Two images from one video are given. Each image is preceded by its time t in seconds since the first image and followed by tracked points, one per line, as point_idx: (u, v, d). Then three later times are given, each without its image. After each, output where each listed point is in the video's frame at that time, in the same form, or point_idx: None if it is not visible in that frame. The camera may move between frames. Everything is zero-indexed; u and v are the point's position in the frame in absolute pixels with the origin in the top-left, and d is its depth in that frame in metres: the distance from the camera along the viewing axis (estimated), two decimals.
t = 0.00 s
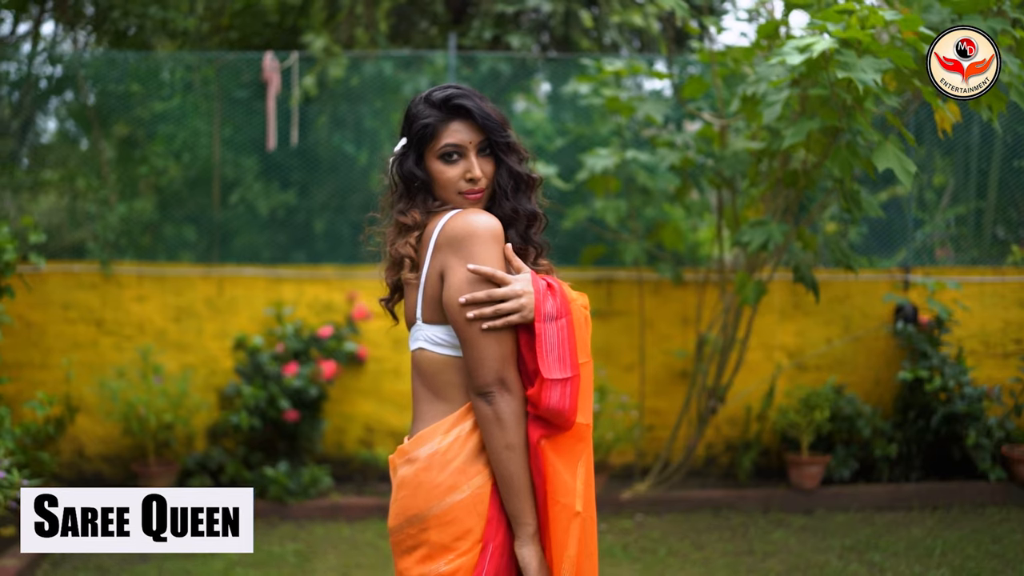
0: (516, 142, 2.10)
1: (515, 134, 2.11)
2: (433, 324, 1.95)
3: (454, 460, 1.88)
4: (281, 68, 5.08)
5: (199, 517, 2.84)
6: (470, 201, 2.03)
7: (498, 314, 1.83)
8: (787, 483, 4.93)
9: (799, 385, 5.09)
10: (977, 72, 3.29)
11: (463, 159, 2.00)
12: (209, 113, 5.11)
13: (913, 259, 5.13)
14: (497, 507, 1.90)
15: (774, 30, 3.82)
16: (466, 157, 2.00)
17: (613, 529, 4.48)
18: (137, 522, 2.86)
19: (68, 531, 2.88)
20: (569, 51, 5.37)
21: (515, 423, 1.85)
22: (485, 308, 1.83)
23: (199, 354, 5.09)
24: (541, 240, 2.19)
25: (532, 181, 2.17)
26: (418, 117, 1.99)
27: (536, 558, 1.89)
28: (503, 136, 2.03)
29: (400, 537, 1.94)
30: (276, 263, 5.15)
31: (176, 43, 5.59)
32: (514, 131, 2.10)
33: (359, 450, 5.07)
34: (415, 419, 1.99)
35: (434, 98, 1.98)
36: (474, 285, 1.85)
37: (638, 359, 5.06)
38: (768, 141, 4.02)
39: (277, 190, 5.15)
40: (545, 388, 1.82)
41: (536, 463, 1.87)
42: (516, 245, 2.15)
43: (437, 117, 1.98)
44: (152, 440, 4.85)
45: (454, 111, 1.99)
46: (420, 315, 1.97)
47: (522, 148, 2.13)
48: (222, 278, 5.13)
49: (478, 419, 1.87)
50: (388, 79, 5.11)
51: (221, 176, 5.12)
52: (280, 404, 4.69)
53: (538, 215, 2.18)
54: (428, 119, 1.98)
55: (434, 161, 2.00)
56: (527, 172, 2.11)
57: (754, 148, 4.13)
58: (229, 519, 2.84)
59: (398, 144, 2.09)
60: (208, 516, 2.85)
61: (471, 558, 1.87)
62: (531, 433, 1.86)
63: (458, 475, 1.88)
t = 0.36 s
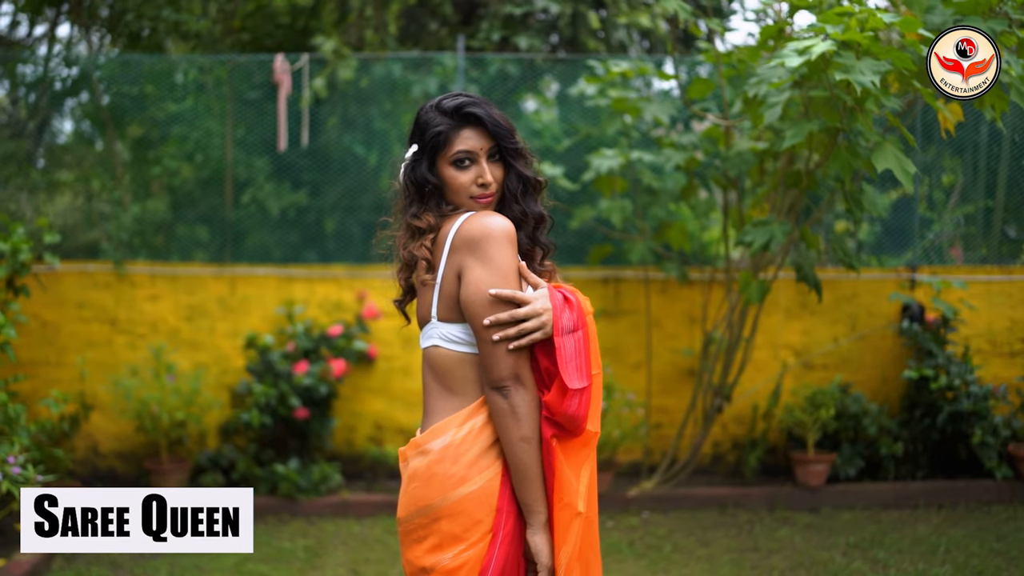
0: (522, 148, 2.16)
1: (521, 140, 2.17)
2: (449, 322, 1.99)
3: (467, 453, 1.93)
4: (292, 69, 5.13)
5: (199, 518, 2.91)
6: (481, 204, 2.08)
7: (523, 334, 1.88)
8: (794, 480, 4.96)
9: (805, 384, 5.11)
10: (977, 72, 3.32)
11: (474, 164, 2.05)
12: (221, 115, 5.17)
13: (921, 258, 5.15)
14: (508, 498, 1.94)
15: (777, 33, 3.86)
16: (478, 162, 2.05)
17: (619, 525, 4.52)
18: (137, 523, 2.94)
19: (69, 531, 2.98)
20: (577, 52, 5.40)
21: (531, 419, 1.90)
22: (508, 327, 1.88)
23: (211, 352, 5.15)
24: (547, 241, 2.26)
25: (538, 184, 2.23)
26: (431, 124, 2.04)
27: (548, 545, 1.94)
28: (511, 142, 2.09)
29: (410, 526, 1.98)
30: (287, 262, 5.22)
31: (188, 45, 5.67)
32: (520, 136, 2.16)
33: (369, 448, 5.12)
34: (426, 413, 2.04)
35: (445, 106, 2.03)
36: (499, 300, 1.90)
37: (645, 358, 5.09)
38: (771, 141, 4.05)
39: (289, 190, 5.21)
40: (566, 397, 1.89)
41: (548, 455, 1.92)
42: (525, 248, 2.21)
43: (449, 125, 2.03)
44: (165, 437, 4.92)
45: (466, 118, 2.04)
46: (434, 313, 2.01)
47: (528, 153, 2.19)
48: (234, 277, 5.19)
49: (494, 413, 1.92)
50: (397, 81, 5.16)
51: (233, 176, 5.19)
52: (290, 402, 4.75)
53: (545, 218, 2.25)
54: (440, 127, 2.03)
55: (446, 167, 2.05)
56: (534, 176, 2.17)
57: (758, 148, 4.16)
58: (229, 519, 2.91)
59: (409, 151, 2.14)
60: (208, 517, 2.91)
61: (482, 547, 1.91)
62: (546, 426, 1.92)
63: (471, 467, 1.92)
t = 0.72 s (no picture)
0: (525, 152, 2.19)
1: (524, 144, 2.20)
2: (454, 320, 2.01)
3: (469, 444, 1.94)
4: (302, 71, 5.18)
5: (199, 518, 2.93)
6: (486, 207, 2.11)
7: (533, 360, 1.90)
8: (801, 480, 4.96)
9: (812, 383, 5.11)
10: (977, 72, 3.38)
11: (480, 168, 2.08)
12: (232, 116, 5.22)
13: (929, 258, 5.13)
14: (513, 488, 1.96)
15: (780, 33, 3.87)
16: (483, 166, 2.08)
17: (625, 524, 4.55)
18: (136, 523, 2.95)
19: (70, 531, 3.00)
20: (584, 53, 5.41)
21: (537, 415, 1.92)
22: (517, 351, 1.90)
23: (222, 351, 5.20)
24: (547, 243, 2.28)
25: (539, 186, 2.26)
26: (437, 129, 2.07)
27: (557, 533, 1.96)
28: (516, 147, 2.12)
29: (412, 516, 1.99)
30: (298, 262, 5.26)
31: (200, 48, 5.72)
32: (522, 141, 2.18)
33: (378, 446, 5.16)
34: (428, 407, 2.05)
35: (453, 111, 2.06)
36: (506, 315, 1.91)
37: (652, 357, 5.11)
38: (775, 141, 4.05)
39: (300, 191, 5.25)
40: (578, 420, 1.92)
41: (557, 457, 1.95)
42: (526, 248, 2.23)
43: (455, 130, 2.06)
44: (177, 435, 4.97)
45: (472, 123, 2.07)
46: (440, 311, 2.02)
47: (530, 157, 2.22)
48: (244, 277, 5.24)
49: (499, 406, 1.94)
50: (406, 82, 5.20)
51: (245, 177, 5.23)
52: (299, 401, 4.80)
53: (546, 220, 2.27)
54: (447, 132, 2.06)
55: (453, 171, 2.08)
56: (536, 179, 2.21)
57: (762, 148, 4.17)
58: (230, 519, 2.93)
59: (415, 154, 2.17)
60: (208, 517, 2.93)
61: (487, 536, 1.92)
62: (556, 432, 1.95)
63: (472, 458, 1.93)
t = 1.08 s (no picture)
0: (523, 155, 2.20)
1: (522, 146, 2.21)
2: (450, 316, 2.00)
3: (464, 434, 1.93)
4: (311, 72, 5.22)
5: (198, 517, 2.93)
6: (484, 209, 2.14)
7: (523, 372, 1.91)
8: (808, 479, 4.96)
9: (820, 383, 5.11)
10: (977, 72, 3.45)
11: (477, 172, 2.10)
12: (245, 117, 5.27)
13: (938, 257, 5.12)
14: (511, 478, 1.95)
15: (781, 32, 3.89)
16: (480, 170, 2.10)
17: (631, 522, 4.56)
18: (136, 522, 2.96)
19: (69, 531, 2.99)
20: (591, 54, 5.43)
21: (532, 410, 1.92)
22: (509, 363, 1.91)
23: (232, 349, 5.24)
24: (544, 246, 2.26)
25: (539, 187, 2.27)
26: (435, 133, 2.09)
27: (555, 522, 1.96)
28: (513, 150, 2.13)
29: (411, 506, 1.98)
30: (308, 261, 5.30)
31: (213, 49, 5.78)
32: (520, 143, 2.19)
33: (386, 444, 5.20)
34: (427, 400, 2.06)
35: (450, 116, 2.08)
36: (495, 322, 1.91)
37: (660, 357, 5.12)
38: (777, 138, 4.05)
39: (311, 190, 5.29)
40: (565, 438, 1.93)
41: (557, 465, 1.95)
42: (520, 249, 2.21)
43: (453, 135, 2.08)
44: (187, 432, 5.02)
45: (468, 127, 2.08)
46: (437, 308, 2.02)
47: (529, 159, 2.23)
48: (255, 276, 5.28)
49: (495, 399, 1.94)
50: (415, 82, 5.23)
51: (257, 177, 5.28)
52: (307, 399, 4.85)
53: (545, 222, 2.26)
54: (445, 136, 2.08)
55: (450, 174, 2.10)
56: (535, 181, 2.22)
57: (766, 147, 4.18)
58: (228, 520, 2.91)
59: (416, 157, 2.19)
60: (207, 517, 2.93)
61: (484, 523, 1.92)
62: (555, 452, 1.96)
63: (467, 447, 1.93)
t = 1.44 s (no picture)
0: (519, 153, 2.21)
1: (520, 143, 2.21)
2: (441, 308, 2.03)
3: (452, 420, 1.96)
4: (322, 71, 5.27)
5: (199, 517, 2.83)
6: (478, 206, 2.16)
7: (505, 373, 1.93)
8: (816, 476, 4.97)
9: (828, 379, 5.11)
10: (976, 72, 3.46)
11: (471, 169, 2.12)
12: (258, 115, 5.32)
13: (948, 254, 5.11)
14: (498, 464, 1.97)
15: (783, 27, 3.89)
16: (474, 167, 2.12)
17: (637, 518, 4.59)
18: (136, 523, 2.86)
19: (68, 531, 2.92)
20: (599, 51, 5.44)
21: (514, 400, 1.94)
22: (490, 362, 1.92)
23: (244, 345, 5.30)
24: (539, 244, 2.25)
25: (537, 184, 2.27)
26: (430, 131, 2.11)
27: (540, 509, 1.97)
28: (507, 148, 2.14)
29: (406, 492, 2.01)
30: (319, 258, 5.34)
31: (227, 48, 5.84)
32: (517, 141, 2.20)
33: (396, 439, 5.24)
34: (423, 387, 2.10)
35: (445, 114, 2.10)
36: (475, 317, 1.93)
37: (668, 353, 5.14)
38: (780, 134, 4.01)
39: (323, 188, 5.33)
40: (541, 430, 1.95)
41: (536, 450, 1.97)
42: (512, 244, 2.21)
43: (448, 133, 2.10)
44: (199, 427, 5.08)
45: (462, 126, 2.10)
46: (429, 300, 2.05)
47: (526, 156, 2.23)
48: (267, 273, 5.33)
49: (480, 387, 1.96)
50: (425, 80, 5.26)
51: (270, 175, 5.33)
52: (317, 394, 4.90)
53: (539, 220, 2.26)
54: (440, 134, 2.10)
55: (445, 171, 2.13)
56: (532, 178, 2.22)
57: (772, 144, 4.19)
58: (230, 519, 2.82)
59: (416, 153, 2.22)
60: (209, 516, 2.83)
61: (473, 508, 1.94)
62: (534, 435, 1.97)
63: (455, 432, 1.96)
